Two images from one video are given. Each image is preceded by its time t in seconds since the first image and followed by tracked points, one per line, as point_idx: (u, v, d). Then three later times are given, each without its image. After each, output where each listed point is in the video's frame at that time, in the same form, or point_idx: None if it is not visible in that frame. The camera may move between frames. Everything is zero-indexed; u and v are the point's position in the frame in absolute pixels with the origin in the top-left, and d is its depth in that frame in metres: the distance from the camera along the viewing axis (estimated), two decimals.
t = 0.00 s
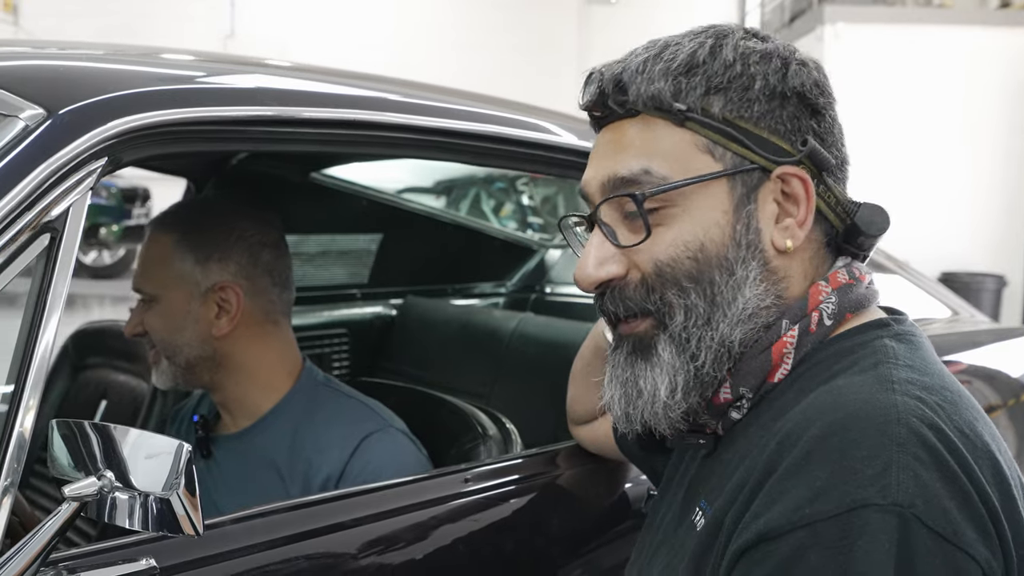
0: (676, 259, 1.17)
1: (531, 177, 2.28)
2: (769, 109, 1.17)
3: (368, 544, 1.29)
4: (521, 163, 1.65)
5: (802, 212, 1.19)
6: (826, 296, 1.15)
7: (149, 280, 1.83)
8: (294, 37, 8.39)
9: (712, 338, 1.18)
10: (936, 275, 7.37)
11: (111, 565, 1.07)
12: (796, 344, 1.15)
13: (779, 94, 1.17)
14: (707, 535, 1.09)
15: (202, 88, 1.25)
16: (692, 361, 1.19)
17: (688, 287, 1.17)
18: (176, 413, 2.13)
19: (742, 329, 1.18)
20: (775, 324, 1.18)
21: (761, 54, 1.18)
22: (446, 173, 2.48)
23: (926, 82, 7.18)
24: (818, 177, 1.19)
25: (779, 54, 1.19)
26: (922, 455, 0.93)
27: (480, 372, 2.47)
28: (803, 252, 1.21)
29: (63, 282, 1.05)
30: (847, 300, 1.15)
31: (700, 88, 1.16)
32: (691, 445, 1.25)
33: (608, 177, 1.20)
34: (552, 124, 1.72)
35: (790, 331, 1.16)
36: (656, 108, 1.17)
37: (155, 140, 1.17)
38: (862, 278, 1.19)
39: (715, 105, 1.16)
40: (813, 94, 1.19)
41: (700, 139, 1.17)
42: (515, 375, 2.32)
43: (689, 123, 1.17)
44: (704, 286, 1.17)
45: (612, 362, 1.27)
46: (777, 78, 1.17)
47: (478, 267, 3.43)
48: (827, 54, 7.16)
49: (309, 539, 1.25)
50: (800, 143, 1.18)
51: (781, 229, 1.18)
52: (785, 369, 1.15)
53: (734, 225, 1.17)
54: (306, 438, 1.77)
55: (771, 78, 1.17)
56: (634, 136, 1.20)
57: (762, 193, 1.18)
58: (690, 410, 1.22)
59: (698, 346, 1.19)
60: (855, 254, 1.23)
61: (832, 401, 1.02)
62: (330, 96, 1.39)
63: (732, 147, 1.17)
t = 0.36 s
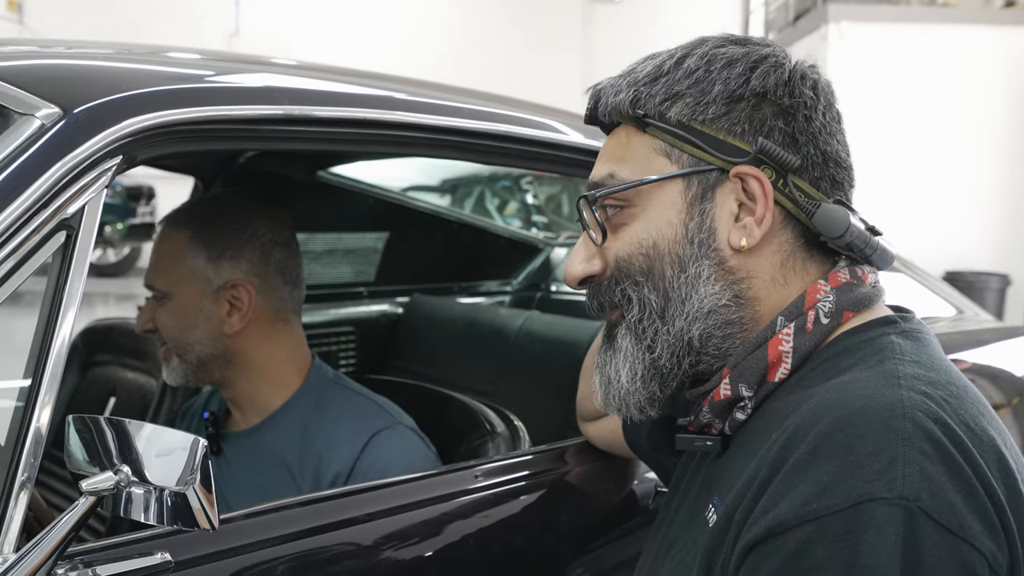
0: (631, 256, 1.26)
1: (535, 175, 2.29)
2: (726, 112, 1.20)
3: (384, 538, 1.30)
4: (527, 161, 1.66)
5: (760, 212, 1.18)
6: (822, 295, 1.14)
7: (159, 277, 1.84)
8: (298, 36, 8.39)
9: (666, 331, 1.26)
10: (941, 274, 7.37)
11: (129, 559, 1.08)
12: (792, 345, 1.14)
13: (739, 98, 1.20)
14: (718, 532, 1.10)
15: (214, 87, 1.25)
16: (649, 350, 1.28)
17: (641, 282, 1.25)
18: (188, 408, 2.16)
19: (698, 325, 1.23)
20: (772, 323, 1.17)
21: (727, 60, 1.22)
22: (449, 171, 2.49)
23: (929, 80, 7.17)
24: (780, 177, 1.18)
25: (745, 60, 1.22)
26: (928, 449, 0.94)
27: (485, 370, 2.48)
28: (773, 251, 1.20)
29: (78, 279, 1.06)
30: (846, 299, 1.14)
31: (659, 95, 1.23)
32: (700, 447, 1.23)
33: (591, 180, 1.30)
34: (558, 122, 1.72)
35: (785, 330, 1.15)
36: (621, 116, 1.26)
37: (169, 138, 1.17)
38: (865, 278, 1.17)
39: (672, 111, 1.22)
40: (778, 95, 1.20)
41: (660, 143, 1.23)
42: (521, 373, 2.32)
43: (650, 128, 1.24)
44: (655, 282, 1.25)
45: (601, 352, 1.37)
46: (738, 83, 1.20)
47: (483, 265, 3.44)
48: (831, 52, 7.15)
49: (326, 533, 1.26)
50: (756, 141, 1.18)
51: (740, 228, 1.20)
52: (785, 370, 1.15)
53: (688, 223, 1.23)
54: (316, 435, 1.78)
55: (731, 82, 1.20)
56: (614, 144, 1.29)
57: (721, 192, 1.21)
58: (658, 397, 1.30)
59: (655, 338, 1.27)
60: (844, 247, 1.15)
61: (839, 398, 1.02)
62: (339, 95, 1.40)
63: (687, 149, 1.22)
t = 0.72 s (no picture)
0: (634, 253, 1.29)
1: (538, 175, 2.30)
2: (733, 116, 1.21)
3: (398, 534, 1.31)
4: (533, 161, 1.67)
5: (760, 215, 1.19)
6: (831, 295, 1.15)
7: (179, 273, 1.87)
8: (299, 35, 8.39)
9: (667, 328, 1.28)
10: (943, 272, 7.37)
11: (144, 555, 1.10)
12: (799, 343, 1.14)
13: (747, 103, 1.21)
14: (726, 525, 1.11)
15: (224, 88, 1.26)
16: (650, 346, 1.31)
17: (644, 279, 1.28)
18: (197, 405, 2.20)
19: (697, 324, 1.25)
20: (780, 322, 1.18)
21: (739, 65, 1.22)
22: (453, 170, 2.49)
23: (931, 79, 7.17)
24: (783, 180, 1.18)
25: (757, 65, 1.22)
26: (932, 442, 0.95)
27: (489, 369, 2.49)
28: (776, 253, 1.20)
29: (94, 278, 1.07)
30: (855, 298, 1.14)
31: (670, 98, 1.24)
32: (708, 442, 1.25)
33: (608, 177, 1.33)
34: (563, 122, 1.73)
35: (793, 327, 1.16)
36: (637, 118, 1.28)
37: (183, 138, 1.19)
38: (874, 279, 1.18)
39: (681, 114, 1.24)
40: (786, 101, 1.21)
41: (669, 144, 1.25)
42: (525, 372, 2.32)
43: (661, 129, 1.26)
44: (657, 280, 1.27)
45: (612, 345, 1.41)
46: (747, 88, 1.21)
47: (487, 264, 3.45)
48: (833, 51, 7.14)
49: (340, 529, 1.28)
50: (759, 144, 1.19)
51: (741, 231, 1.20)
52: (792, 366, 1.15)
53: (690, 223, 1.24)
54: (328, 432, 1.79)
55: (741, 87, 1.21)
56: (629, 145, 1.32)
57: (725, 195, 1.22)
58: (659, 392, 1.33)
59: (655, 334, 1.30)
60: (846, 251, 1.15)
61: (846, 392, 1.03)
62: (347, 95, 1.41)
63: (694, 151, 1.23)
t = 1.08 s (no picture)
0: (640, 248, 1.30)
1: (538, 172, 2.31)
2: (734, 113, 1.22)
3: (404, 528, 1.33)
4: (534, 157, 1.67)
5: (760, 208, 1.20)
6: (832, 287, 1.16)
7: (223, 267, 1.87)
8: (297, 31, 8.38)
9: (671, 322, 1.29)
10: (940, 269, 7.39)
11: (153, 548, 1.11)
12: (800, 334, 1.15)
13: (748, 100, 1.22)
14: (727, 512, 1.11)
15: (228, 84, 1.27)
16: (654, 339, 1.32)
17: (648, 274, 1.30)
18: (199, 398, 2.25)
19: (700, 316, 1.25)
20: (782, 312, 1.19)
21: (740, 64, 1.24)
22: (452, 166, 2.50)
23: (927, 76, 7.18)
24: (783, 175, 1.19)
25: (758, 63, 1.24)
26: (929, 426, 0.96)
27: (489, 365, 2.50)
28: (777, 246, 1.20)
29: (102, 273, 1.08)
30: (857, 291, 1.15)
31: (673, 97, 1.26)
32: (710, 432, 1.25)
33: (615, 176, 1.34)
34: (563, 118, 1.74)
35: (794, 318, 1.17)
36: (642, 119, 1.31)
37: (189, 134, 1.19)
38: (877, 273, 1.18)
39: (683, 112, 1.25)
40: (787, 97, 1.22)
41: (672, 143, 1.27)
42: (525, 367, 2.33)
43: (665, 128, 1.27)
44: (660, 274, 1.28)
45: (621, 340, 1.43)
46: (747, 86, 1.23)
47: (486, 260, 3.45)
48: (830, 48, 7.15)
49: (344, 522, 1.29)
50: (759, 140, 1.20)
51: (741, 224, 1.21)
52: (793, 357, 1.16)
53: (692, 218, 1.25)
54: (330, 427, 1.82)
55: (741, 84, 1.23)
56: (636, 143, 1.34)
57: (726, 190, 1.23)
58: (665, 385, 1.34)
59: (659, 328, 1.31)
60: (848, 243, 1.15)
61: (846, 378, 1.04)
62: (349, 92, 1.41)
63: (695, 148, 1.24)
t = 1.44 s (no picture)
0: (638, 248, 1.31)
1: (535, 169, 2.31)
2: (731, 111, 1.23)
3: (403, 526, 1.33)
4: (532, 155, 1.68)
5: (758, 206, 1.20)
6: (831, 283, 1.16)
7: (312, 260, 1.98)
8: (291, 28, 8.36)
9: (670, 319, 1.30)
10: (936, 267, 7.40)
11: (154, 545, 1.11)
12: (799, 330, 1.16)
13: (744, 98, 1.23)
14: (726, 508, 1.12)
15: (225, 82, 1.27)
16: (654, 337, 1.33)
17: (647, 272, 1.30)
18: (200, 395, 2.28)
19: (698, 313, 1.26)
20: (780, 309, 1.19)
21: (736, 63, 1.25)
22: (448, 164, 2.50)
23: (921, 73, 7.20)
24: (780, 173, 1.19)
25: (754, 62, 1.25)
26: (927, 422, 0.97)
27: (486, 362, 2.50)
28: (775, 243, 1.21)
29: (102, 272, 1.08)
30: (855, 288, 1.16)
31: (671, 96, 1.27)
32: (708, 428, 1.27)
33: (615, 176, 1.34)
34: (560, 116, 1.74)
35: (793, 315, 1.17)
36: (640, 118, 1.31)
37: (188, 133, 1.19)
38: (874, 270, 1.18)
39: (680, 112, 1.26)
40: (782, 96, 1.22)
41: (670, 142, 1.27)
42: (522, 364, 2.33)
43: (663, 128, 1.28)
44: (659, 272, 1.29)
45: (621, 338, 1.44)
46: (743, 84, 1.23)
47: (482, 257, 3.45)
48: (825, 45, 7.15)
49: (344, 519, 1.29)
50: (755, 138, 1.21)
51: (737, 223, 1.22)
52: (792, 354, 1.16)
53: (690, 216, 1.25)
54: (336, 425, 1.85)
55: (738, 83, 1.23)
56: (634, 143, 1.34)
57: (723, 188, 1.24)
58: (664, 382, 1.35)
59: (658, 326, 1.31)
60: (845, 241, 1.16)
61: (844, 374, 1.05)
62: (347, 90, 1.41)
63: (692, 146, 1.25)
